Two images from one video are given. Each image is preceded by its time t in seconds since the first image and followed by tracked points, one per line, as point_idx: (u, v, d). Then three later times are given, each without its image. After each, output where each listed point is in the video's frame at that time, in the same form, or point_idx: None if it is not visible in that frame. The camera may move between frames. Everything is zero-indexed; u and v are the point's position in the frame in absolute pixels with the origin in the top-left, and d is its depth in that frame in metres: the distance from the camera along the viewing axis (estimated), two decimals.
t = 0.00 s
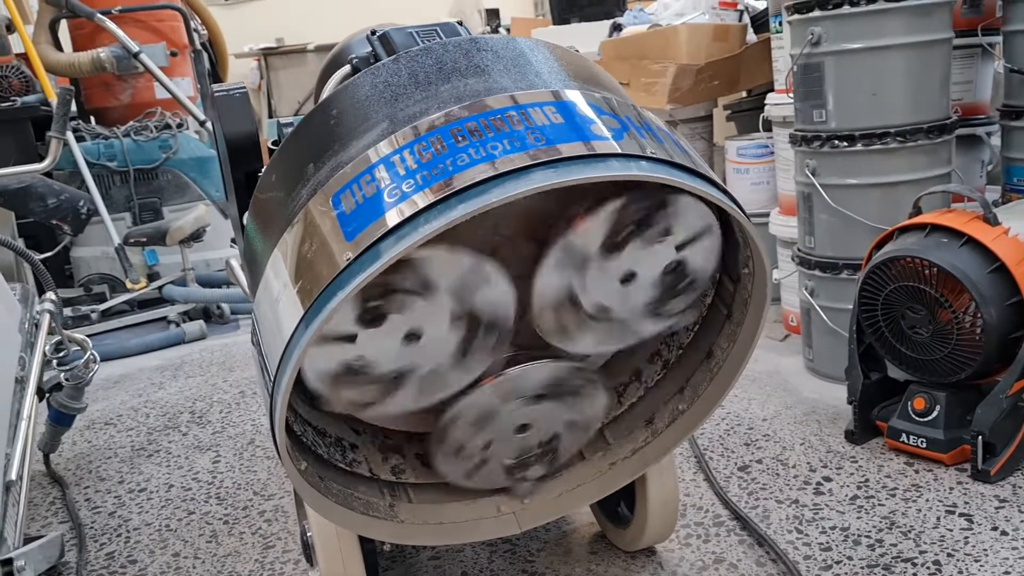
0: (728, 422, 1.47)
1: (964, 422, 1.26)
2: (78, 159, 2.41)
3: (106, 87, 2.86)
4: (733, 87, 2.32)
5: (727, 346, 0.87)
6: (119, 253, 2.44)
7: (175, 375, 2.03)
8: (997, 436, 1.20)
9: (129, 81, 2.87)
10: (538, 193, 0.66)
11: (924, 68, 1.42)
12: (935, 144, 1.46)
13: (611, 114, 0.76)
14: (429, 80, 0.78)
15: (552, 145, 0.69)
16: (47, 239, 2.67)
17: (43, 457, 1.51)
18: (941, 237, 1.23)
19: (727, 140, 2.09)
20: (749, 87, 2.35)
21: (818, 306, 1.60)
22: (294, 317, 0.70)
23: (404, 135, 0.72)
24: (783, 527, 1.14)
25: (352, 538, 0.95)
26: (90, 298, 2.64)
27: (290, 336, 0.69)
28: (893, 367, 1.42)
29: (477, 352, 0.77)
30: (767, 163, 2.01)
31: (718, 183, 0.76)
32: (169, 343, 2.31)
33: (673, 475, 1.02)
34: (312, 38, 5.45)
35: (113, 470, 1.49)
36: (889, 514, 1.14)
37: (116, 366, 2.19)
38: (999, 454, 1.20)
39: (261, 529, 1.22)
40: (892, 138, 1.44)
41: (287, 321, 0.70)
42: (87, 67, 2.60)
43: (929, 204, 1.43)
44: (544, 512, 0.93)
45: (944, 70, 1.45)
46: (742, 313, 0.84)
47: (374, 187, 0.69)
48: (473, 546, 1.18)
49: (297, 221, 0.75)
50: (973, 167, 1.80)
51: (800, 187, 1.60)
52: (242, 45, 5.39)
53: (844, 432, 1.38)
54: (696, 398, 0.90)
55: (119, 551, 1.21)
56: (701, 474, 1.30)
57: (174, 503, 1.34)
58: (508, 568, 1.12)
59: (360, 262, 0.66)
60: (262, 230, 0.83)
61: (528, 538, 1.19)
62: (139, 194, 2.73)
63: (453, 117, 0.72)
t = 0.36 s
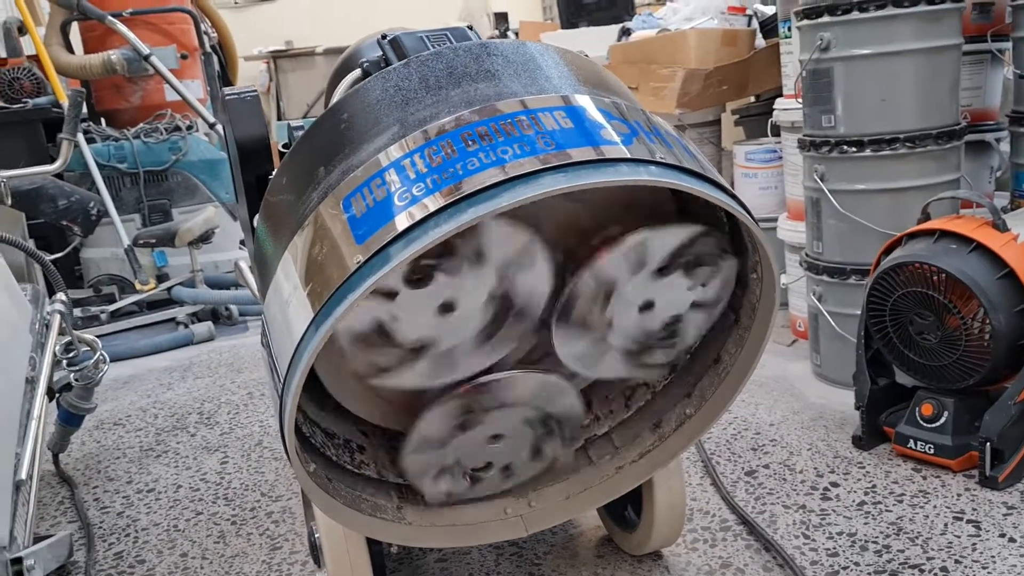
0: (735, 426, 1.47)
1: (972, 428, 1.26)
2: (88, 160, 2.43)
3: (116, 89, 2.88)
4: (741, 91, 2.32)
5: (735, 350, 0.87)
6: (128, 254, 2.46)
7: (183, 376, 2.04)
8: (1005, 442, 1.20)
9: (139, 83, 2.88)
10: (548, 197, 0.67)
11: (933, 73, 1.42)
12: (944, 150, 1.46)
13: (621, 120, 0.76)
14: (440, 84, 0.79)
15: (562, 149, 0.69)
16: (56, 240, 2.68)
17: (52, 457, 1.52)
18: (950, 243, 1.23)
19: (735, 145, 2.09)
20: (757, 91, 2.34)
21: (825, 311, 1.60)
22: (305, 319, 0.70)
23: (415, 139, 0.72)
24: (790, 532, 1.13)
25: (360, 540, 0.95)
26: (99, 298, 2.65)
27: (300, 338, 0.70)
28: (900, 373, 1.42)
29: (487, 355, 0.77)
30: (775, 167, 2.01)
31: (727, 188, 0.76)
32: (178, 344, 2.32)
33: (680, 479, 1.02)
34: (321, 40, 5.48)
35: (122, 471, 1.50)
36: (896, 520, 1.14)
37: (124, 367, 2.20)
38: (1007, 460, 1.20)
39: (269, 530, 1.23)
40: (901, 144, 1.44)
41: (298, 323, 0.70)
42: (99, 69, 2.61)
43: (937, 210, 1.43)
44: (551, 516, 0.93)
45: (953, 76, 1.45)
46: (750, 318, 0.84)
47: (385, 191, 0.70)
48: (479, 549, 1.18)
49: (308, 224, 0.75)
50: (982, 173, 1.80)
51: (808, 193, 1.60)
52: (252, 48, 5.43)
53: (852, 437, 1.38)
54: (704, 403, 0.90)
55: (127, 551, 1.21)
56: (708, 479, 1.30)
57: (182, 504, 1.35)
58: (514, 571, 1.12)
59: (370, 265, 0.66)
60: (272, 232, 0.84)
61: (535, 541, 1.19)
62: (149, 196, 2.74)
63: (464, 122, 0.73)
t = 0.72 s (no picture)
0: (740, 431, 1.47)
1: (978, 433, 1.26)
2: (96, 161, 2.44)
3: (125, 92, 2.90)
4: (747, 95, 2.31)
5: (739, 356, 0.87)
6: (136, 255, 2.47)
7: (190, 378, 2.05)
8: (1012, 448, 1.19)
9: (147, 86, 2.90)
10: (551, 203, 0.67)
11: (940, 77, 1.42)
12: (951, 154, 1.46)
13: (625, 125, 0.76)
14: (445, 90, 0.79)
15: (567, 155, 0.69)
16: (64, 241, 2.74)
17: (59, 458, 1.53)
18: (956, 248, 1.23)
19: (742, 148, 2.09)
20: (763, 94, 2.33)
21: (831, 315, 1.60)
22: (309, 324, 0.70)
23: (420, 145, 0.73)
24: (795, 537, 1.13)
25: (364, 543, 0.95)
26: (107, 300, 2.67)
27: (305, 343, 0.70)
28: (906, 378, 1.42)
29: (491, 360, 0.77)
30: (782, 171, 2.01)
31: (731, 194, 0.76)
32: (185, 345, 2.33)
33: (684, 484, 1.02)
34: (329, 42, 5.51)
35: (128, 472, 1.51)
36: (901, 525, 1.14)
37: (131, 368, 2.21)
38: (1014, 466, 1.20)
39: (274, 533, 1.23)
40: (907, 148, 1.43)
41: (302, 328, 0.70)
42: (108, 72, 2.63)
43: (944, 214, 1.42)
44: (555, 520, 0.93)
45: (960, 80, 1.44)
46: (754, 323, 0.84)
47: (389, 196, 0.70)
48: (483, 552, 1.19)
49: (313, 229, 0.76)
50: (989, 177, 1.79)
51: (814, 197, 1.60)
52: (259, 50, 5.46)
53: (857, 442, 1.37)
54: (707, 408, 0.90)
55: (133, 553, 1.22)
56: (713, 484, 1.30)
57: (188, 506, 1.35)
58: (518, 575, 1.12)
59: (374, 271, 0.66)
60: (277, 236, 0.84)
61: (539, 545, 1.19)
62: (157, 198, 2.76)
63: (469, 128, 0.73)
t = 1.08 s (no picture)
0: (746, 431, 1.46)
1: (985, 435, 1.25)
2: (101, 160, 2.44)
3: (130, 91, 2.90)
4: (755, 95, 2.31)
5: (746, 354, 0.86)
6: (139, 255, 2.47)
7: (193, 377, 2.05)
8: (1020, 450, 1.18)
9: (152, 85, 2.90)
10: (557, 198, 0.66)
11: (948, 76, 1.41)
12: (959, 154, 1.45)
13: (632, 120, 0.75)
14: (450, 84, 0.79)
15: (573, 150, 0.69)
16: (69, 239, 2.74)
17: (62, 456, 1.53)
18: (964, 247, 1.22)
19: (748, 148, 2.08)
20: (771, 94, 2.33)
21: (838, 316, 1.59)
22: (313, 319, 0.70)
23: (425, 139, 0.72)
24: (801, 538, 1.12)
25: (366, 541, 0.94)
26: (111, 299, 2.67)
27: (308, 337, 0.69)
28: (913, 379, 1.41)
29: (495, 355, 0.76)
30: (788, 171, 2.00)
31: (738, 189, 0.75)
32: (188, 345, 2.33)
33: (690, 484, 1.02)
34: (334, 43, 5.52)
35: (131, 470, 1.50)
36: (909, 527, 1.13)
37: (135, 367, 2.21)
38: (1022, 468, 1.19)
39: (276, 531, 1.23)
40: (914, 148, 1.43)
41: (306, 323, 0.70)
42: (113, 71, 2.64)
43: (952, 214, 1.42)
44: (559, 520, 0.92)
45: (968, 80, 1.43)
46: (761, 321, 0.83)
47: (394, 190, 0.70)
48: (487, 552, 1.18)
49: (317, 223, 0.75)
50: (997, 178, 1.78)
51: (821, 197, 1.59)
52: (265, 50, 5.47)
53: (864, 444, 1.37)
54: (714, 407, 0.89)
55: (136, 551, 1.21)
56: (718, 484, 1.29)
57: (190, 504, 1.35)
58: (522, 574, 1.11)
59: (378, 265, 0.66)
60: (282, 232, 0.84)
61: (543, 545, 1.18)
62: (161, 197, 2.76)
63: (474, 122, 0.72)
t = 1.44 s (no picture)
0: (748, 436, 1.46)
1: (988, 440, 1.25)
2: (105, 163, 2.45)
3: (134, 94, 2.91)
4: (757, 99, 2.33)
5: (748, 359, 0.86)
6: (143, 257, 2.48)
7: (196, 379, 2.05)
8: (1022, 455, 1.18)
9: (157, 88, 2.91)
10: (559, 204, 0.66)
11: (951, 81, 1.41)
12: (962, 158, 1.45)
13: (634, 126, 0.75)
14: (453, 90, 0.79)
15: (575, 155, 0.69)
16: (72, 241, 2.75)
17: (66, 458, 1.53)
18: (966, 252, 1.22)
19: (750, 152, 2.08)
20: (773, 98, 2.35)
21: (840, 320, 1.59)
22: (316, 324, 0.70)
23: (428, 145, 0.72)
24: (803, 543, 1.12)
25: (369, 544, 0.94)
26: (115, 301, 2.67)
27: (311, 342, 0.70)
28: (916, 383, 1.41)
29: (498, 361, 0.76)
30: (791, 175, 2.01)
31: (740, 196, 0.75)
32: (192, 347, 2.34)
33: (692, 488, 1.02)
34: (338, 46, 5.54)
35: (134, 473, 1.51)
36: (911, 532, 1.13)
37: (138, 370, 2.22)
38: None
39: (279, 535, 1.23)
40: (917, 152, 1.43)
41: (309, 327, 0.70)
42: (117, 74, 2.65)
43: (955, 219, 1.42)
44: (561, 524, 0.93)
45: (971, 84, 1.43)
46: (764, 327, 0.83)
47: (396, 196, 0.70)
48: (489, 556, 1.18)
49: (320, 228, 0.75)
50: (999, 183, 1.78)
51: (824, 201, 1.59)
52: (269, 52, 5.49)
53: (866, 448, 1.37)
54: (715, 412, 0.89)
55: (139, 553, 1.22)
56: (720, 488, 1.29)
57: (193, 507, 1.35)
58: None
59: (380, 271, 0.66)
60: (285, 237, 0.84)
61: (545, 549, 1.19)
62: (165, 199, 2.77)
63: (477, 128, 0.73)
